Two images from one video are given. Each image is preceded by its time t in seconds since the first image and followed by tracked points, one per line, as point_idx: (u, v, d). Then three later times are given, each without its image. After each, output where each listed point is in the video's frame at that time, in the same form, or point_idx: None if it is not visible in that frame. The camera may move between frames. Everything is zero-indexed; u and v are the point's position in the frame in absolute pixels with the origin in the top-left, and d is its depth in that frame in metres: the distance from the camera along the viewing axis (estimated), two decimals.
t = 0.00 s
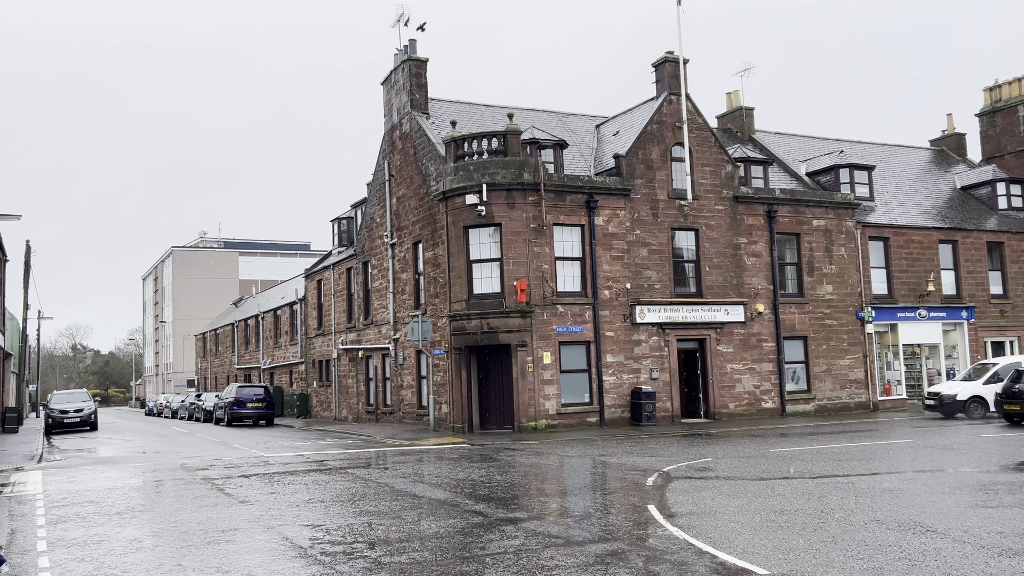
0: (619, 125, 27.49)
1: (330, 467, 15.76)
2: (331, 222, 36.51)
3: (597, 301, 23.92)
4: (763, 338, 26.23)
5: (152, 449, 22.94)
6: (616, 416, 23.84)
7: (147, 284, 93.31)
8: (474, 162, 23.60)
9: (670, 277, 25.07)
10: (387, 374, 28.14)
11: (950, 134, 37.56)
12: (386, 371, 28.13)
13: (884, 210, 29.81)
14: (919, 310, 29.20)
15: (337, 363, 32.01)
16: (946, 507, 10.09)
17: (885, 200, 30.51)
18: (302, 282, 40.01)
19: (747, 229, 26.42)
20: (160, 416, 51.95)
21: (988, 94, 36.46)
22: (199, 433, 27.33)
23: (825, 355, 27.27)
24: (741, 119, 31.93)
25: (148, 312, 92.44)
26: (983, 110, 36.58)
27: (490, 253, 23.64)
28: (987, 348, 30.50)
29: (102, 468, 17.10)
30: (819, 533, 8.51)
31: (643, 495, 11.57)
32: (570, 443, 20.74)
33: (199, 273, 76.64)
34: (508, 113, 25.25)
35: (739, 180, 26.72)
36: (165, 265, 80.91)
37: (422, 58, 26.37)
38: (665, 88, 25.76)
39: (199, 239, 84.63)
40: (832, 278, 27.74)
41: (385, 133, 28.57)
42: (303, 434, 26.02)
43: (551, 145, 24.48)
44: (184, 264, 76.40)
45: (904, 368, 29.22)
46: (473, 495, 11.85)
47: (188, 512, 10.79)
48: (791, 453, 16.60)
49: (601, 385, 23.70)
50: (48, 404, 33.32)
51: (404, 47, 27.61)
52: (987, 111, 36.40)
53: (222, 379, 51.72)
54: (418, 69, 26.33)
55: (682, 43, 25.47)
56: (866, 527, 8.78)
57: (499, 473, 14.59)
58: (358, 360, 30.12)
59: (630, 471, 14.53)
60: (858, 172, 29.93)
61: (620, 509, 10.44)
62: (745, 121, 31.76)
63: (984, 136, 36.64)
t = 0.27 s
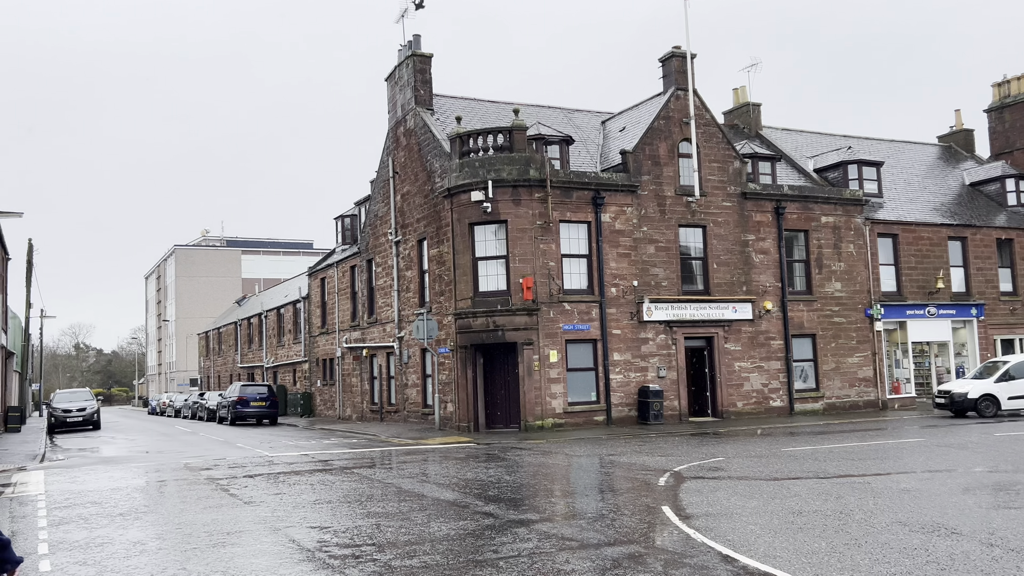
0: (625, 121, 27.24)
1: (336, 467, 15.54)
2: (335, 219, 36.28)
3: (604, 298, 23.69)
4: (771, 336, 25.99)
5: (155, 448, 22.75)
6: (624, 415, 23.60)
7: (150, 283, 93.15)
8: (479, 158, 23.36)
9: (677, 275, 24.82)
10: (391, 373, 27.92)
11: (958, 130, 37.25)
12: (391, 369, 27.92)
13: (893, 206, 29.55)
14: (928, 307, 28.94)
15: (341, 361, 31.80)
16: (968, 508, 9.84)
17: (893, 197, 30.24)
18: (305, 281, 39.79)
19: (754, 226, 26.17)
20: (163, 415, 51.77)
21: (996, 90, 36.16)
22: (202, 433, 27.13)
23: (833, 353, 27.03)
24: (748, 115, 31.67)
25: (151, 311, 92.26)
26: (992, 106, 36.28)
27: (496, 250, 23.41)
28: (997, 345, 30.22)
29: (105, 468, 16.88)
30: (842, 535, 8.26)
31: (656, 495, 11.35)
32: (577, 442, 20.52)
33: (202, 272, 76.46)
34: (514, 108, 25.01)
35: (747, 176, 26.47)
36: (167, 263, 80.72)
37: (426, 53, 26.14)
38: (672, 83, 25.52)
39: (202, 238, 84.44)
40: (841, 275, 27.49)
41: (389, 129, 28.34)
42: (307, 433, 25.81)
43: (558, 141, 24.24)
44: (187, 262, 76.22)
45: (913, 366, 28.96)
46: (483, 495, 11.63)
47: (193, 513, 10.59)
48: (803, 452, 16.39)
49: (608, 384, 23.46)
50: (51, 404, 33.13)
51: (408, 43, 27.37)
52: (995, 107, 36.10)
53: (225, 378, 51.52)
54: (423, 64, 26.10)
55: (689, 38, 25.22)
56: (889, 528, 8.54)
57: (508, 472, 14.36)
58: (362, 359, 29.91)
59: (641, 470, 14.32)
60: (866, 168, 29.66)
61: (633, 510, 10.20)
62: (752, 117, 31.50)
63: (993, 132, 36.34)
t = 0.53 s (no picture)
0: (628, 117, 27.03)
1: (338, 465, 15.33)
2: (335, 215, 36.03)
3: (607, 295, 23.48)
4: (774, 333, 25.81)
5: (154, 445, 22.52)
6: (627, 412, 23.41)
7: (148, 280, 92.81)
8: (482, 153, 23.13)
9: (680, 271, 24.62)
10: (392, 370, 27.72)
11: (961, 127, 37.05)
12: (391, 366, 27.72)
13: (897, 202, 29.37)
14: (931, 304, 28.78)
15: (341, 358, 31.58)
16: (986, 507, 9.64)
17: (897, 193, 30.05)
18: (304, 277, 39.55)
19: (758, 222, 25.97)
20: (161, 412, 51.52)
21: (999, 87, 35.97)
22: (201, 430, 26.90)
23: (837, 351, 26.86)
24: (751, 111, 31.47)
25: (149, 308, 91.93)
26: (995, 103, 36.09)
27: (499, 246, 23.20)
28: (1001, 343, 30.06)
29: (104, 466, 16.66)
30: (860, 536, 8.07)
31: (666, 494, 11.15)
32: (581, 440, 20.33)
33: (200, 269, 76.16)
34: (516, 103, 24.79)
35: (751, 172, 26.27)
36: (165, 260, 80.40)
37: (428, 47, 25.91)
38: (676, 78, 25.30)
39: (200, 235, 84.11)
40: (845, 272, 27.32)
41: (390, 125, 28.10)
42: (307, 431, 25.59)
43: (560, 136, 24.02)
44: (185, 259, 75.91)
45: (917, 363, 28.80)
46: (488, 493, 11.43)
47: (194, 511, 10.38)
48: (811, 450, 16.20)
49: (611, 381, 23.27)
50: (49, 400, 32.90)
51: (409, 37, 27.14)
52: (998, 104, 35.91)
53: (224, 375, 51.28)
54: (424, 58, 25.87)
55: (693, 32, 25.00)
56: (908, 528, 8.34)
57: (512, 471, 14.16)
58: (363, 356, 29.71)
59: (648, 468, 14.13)
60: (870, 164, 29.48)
61: (643, 509, 10.00)
62: (755, 113, 31.29)
63: (996, 129, 36.15)
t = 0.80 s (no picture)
0: (633, 111, 26.82)
1: (342, 460, 15.14)
2: (336, 210, 35.81)
3: (611, 290, 23.29)
4: (780, 329, 25.64)
5: (155, 440, 22.33)
6: (631, 409, 23.21)
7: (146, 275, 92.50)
8: (486, 147, 22.91)
9: (685, 267, 24.42)
10: (394, 365, 27.53)
11: (965, 124, 36.85)
12: (393, 362, 27.54)
13: (902, 199, 29.19)
14: (937, 301, 28.64)
15: (342, 353, 31.38)
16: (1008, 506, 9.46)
17: (903, 190, 29.87)
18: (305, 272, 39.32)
19: (764, 218, 25.78)
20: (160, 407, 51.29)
21: (1004, 83, 35.77)
22: (202, 425, 26.71)
23: (842, 348, 26.72)
24: (756, 106, 31.26)
25: (147, 304, 91.65)
26: (1000, 99, 35.89)
27: (503, 241, 22.98)
28: (1006, 340, 29.91)
29: (104, 460, 16.45)
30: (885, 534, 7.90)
31: (678, 491, 10.96)
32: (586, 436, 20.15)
33: (199, 264, 75.89)
34: (520, 97, 24.56)
35: (756, 167, 26.07)
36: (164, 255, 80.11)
37: (431, 40, 25.69)
38: (682, 72, 25.09)
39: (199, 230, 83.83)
40: (850, 268, 27.17)
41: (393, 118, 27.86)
42: (309, 426, 25.39)
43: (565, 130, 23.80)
44: (184, 254, 75.64)
45: (921, 361, 28.65)
46: (497, 490, 11.23)
47: (198, 508, 10.16)
48: (820, 448, 16.04)
49: (616, 377, 23.08)
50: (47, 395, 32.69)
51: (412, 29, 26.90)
52: (1003, 100, 35.73)
53: (223, 370, 51.07)
54: (428, 51, 25.64)
55: (700, 26, 24.78)
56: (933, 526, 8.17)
57: (520, 467, 13.94)
58: (364, 351, 29.51)
59: (658, 465, 13.94)
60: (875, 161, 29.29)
61: (657, 507, 9.80)
62: (760, 108, 31.08)
63: (1001, 126, 35.97)
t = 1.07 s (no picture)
0: (636, 108, 26.63)
1: (344, 460, 14.93)
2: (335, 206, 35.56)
3: (614, 289, 23.10)
4: (783, 329, 25.50)
5: (153, 438, 22.09)
6: (634, 408, 23.03)
7: (143, 271, 92.12)
8: (488, 143, 22.69)
9: (688, 266, 24.23)
10: (394, 364, 27.34)
11: (968, 123, 36.70)
12: (393, 360, 27.33)
13: (905, 198, 29.04)
14: (940, 301, 28.52)
15: (341, 351, 31.17)
16: None
17: (906, 189, 29.72)
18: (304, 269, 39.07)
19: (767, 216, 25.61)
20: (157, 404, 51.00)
21: (1007, 83, 35.62)
22: (200, 423, 26.49)
23: (845, 348, 26.59)
24: (758, 104, 31.09)
25: (144, 300, 91.25)
26: (1003, 99, 35.75)
27: (505, 238, 22.77)
28: (1009, 340, 29.77)
29: (102, 459, 16.20)
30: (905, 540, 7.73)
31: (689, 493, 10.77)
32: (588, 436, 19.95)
33: (196, 260, 75.55)
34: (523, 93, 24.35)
35: (760, 165, 25.88)
36: (161, 251, 79.79)
37: (433, 35, 25.47)
38: (685, 69, 24.89)
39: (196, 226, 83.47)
40: (854, 268, 27.03)
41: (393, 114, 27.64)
42: (308, 424, 25.17)
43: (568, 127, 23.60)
44: (181, 250, 75.29)
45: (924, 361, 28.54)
46: (504, 491, 11.02)
47: (199, 508, 9.94)
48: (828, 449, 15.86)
49: (618, 376, 22.89)
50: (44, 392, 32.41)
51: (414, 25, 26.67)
52: (1006, 100, 35.58)
53: (221, 367, 50.80)
54: (429, 47, 25.43)
55: (704, 22, 24.58)
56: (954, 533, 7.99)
57: (525, 468, 13.74)
58: (363, 349, 29.31)
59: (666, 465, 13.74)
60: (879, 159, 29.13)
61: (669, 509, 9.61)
62: (762, 106, 30.91)
63: (1003, 125, 35.82)
